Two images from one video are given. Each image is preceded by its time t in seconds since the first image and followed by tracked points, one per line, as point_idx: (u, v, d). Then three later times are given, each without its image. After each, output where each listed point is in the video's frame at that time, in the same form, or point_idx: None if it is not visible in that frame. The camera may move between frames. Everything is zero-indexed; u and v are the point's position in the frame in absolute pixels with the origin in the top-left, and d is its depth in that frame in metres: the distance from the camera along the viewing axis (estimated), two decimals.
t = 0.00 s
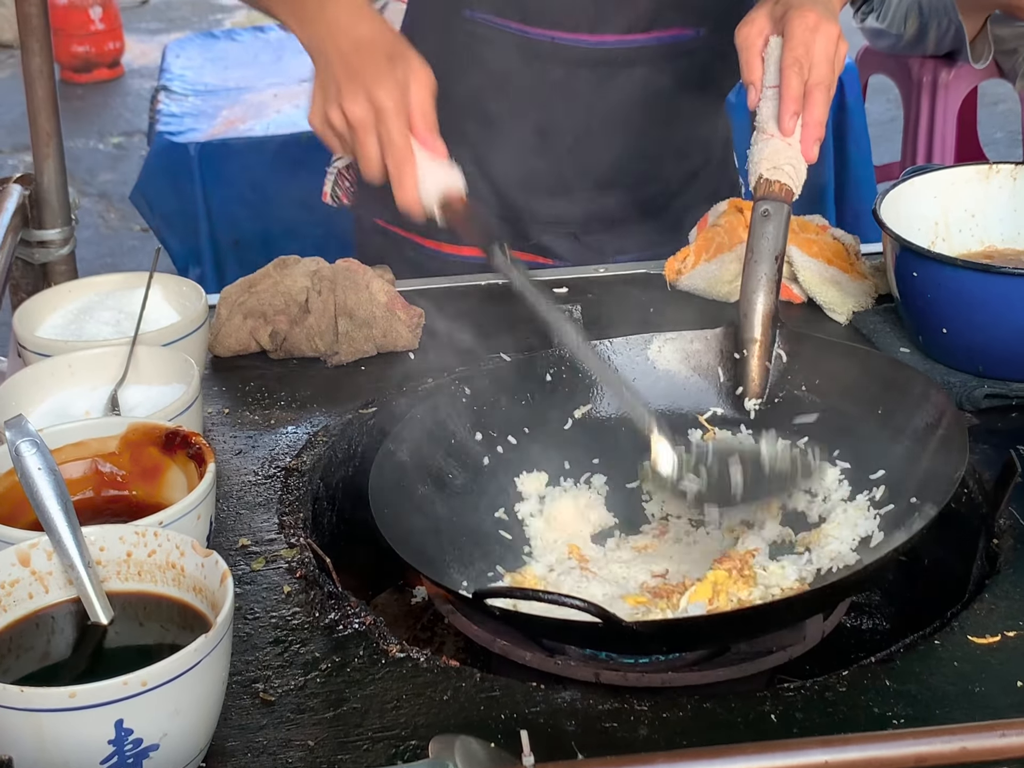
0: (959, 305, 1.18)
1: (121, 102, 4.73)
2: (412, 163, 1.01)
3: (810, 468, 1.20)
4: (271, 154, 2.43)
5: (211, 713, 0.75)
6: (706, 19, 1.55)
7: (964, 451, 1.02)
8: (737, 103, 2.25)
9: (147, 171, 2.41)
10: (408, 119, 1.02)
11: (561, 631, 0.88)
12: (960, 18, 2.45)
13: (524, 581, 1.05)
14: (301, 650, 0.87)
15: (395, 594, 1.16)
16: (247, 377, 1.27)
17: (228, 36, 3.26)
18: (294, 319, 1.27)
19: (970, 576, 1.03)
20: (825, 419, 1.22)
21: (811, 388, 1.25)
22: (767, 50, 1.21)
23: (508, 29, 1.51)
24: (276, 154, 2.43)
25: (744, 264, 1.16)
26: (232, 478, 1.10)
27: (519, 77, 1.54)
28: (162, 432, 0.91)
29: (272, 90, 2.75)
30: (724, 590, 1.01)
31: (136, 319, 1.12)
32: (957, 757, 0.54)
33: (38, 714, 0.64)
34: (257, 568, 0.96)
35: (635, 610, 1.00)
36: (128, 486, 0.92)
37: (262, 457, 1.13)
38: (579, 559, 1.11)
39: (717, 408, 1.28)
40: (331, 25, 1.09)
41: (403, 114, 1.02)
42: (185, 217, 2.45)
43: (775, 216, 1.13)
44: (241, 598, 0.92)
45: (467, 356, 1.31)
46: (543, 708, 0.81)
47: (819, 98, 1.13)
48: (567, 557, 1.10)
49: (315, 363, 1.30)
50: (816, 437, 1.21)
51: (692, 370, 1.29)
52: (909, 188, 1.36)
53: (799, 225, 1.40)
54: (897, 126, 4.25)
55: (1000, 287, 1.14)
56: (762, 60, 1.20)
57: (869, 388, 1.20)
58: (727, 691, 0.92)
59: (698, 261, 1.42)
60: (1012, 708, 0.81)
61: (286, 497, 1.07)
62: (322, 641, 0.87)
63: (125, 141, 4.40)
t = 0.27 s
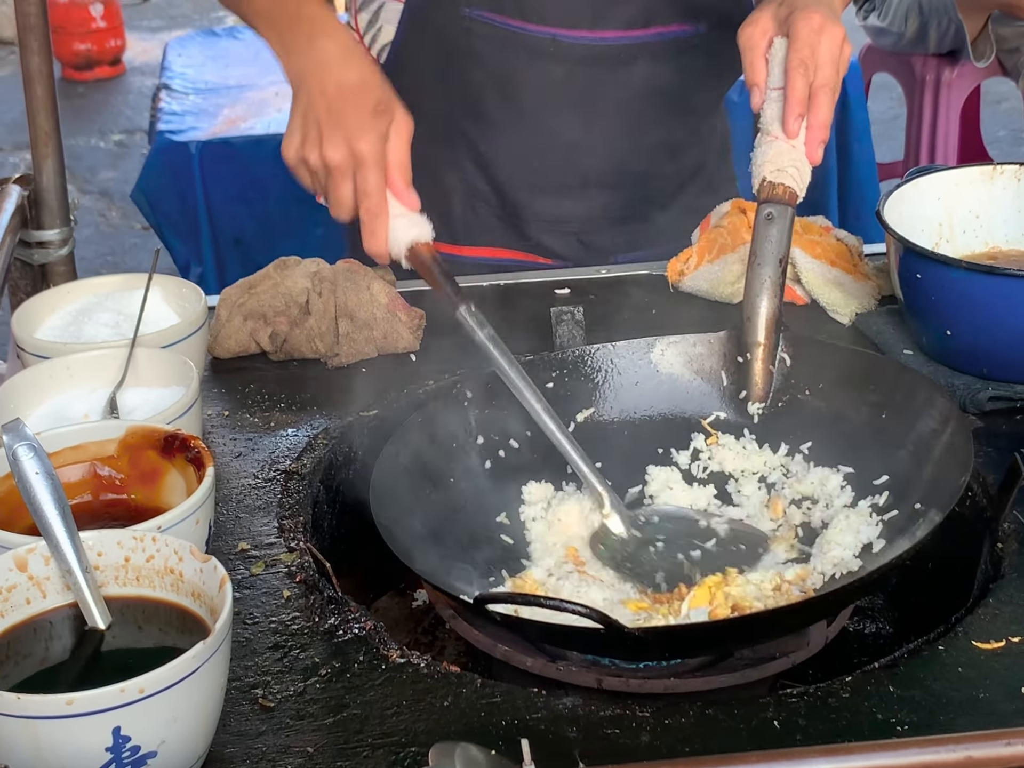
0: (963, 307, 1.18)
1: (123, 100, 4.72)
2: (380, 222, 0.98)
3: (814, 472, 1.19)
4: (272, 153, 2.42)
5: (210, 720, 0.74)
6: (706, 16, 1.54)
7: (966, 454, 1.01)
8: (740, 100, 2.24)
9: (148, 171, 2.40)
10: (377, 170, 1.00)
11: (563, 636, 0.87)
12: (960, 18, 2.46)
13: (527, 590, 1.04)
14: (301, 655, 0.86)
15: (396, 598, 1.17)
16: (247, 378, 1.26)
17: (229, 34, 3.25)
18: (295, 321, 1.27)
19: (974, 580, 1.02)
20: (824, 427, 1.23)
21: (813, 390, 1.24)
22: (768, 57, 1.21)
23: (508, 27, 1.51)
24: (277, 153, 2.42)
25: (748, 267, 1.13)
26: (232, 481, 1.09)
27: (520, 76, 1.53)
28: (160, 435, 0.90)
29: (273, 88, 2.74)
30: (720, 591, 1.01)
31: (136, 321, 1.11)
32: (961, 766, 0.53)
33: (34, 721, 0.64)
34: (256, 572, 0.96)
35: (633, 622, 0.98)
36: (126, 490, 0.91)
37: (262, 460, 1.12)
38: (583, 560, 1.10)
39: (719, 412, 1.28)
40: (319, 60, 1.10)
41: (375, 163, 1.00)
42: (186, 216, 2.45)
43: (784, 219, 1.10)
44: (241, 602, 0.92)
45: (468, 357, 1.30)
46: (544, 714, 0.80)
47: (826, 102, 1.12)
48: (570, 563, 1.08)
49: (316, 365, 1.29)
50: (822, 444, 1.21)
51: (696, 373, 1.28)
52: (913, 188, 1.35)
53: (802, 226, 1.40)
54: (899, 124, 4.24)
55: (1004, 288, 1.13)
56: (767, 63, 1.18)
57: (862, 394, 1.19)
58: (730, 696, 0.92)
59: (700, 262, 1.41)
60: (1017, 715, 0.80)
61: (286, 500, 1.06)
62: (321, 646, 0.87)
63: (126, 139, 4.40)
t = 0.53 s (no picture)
0: (967, 303, 1.17)
1: (124, 96, 4.71)
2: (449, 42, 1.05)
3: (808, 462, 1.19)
4: (273, 149, 2.42)
5: (209, 716, 0.74)
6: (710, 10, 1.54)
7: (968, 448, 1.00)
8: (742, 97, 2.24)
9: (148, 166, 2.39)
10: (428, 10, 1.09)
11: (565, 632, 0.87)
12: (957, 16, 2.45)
13: (540, 586, 1.02)
14: (301, 651, 0.85)
15: (397, 594, 1.18)
16: (247, 374, 1.26)
17: (231, 30, 3.25)
18: (295, 316, 1.26)
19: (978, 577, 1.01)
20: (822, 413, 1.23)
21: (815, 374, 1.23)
22: None
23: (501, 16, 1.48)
24: (279, 149, 2.42)
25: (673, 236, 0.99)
26: (232, 476, 1.08)
27: (520, 71, 1.52)
28: (160, 431, 0.90)
29: (274, 84, 2.74)
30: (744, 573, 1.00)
31: (135, 316, 1.11)
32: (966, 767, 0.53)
33: (31, 718, 0.63)
34: (256, 568, 0.95)
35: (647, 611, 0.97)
36: (126, 485, 0.91)
37: (261, 455, 1.12)
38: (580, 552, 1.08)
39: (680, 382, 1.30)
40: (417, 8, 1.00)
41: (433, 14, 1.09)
42: (187, 212, 2.44)
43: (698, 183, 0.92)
44: (240, 598, 0.91)
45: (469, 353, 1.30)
46: (546, 712, 0.79)
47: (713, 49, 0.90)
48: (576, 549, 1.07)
49: (316, 360, 1.29)
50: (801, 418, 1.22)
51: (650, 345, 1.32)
52: (916, 183, 1.34)
53: (805, 222, 1.40)
54: (902, 121, 4.22)
55: (1010, 284, 1.13)
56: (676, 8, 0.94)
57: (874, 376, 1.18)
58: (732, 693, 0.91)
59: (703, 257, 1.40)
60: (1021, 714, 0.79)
61: (286, 496, 1.06)
62: (321, 642, 0.86)
63: (128, 135, 4.39)
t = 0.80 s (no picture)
0: (972, 303, 1.16)
1: (127, 93, 4.71)
2: None
3: (805, 463, 1.19)
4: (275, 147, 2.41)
5: (212, 718, 0.74)
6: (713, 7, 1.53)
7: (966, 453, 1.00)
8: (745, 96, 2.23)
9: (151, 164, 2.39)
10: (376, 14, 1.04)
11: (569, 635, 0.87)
12: (961, 13, 2.44)
13: (543, 589, 1.03)
14: (304, 652, 0.85)
15: (400, 594, 1.18)
16: (250, 373, 1.26)
17: (233, 27, 3.24)
18: (298, 315, 1.26)
19: (982, 578, 1.01)
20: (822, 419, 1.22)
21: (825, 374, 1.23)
22: None
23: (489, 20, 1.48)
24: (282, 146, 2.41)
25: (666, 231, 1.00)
26: (234, 476, 1.08)
27: (522, 69, 1.52)
28: (163, 430, 0.90)
29: (277, 82, 2.73)
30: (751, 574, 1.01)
31: (138, 315, 1.10)
32: None
33: (34, 720, 0.63)
34: (259, 568, 0.95)
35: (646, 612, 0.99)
36: (128, 485, 0.90)
37: (264, 455, 1.11)
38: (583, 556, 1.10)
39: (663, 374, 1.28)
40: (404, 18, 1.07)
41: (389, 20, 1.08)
42: (190, 210, 2.44)
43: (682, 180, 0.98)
44: (243, 599, 0.91)
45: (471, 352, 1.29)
46: (549, 713, 0.79)
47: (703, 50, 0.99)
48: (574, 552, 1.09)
49: (319, 360, 1.28)
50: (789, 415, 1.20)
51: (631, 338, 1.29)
52: (921, 183, 1.33)
53: (810, 221, 1.39)
54: (906, 119, 4.21)
55: (1015, 284, 1.12)
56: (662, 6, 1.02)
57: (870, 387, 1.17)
58: (736, 694, 0.91)
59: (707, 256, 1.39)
60: None
61: (288, 496, 1.06)
62: (324, 643, 0.86)
63: (131, 132, 4.39)
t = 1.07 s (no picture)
0: (978, 303, 1.16)
1: (130, 91, 4.71)
2: (402, 99, 1.02)
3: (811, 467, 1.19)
4: (279, 146, 2.41)
5: (216, 719, 0.73)
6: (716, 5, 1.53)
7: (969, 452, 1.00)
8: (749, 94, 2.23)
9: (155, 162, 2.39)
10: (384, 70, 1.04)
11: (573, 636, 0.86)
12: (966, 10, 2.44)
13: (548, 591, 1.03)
14: (308, 653, 0.85)
15: (404, 594, 1.18)
16: (254, 372, 1.26)
17: (237, 25, 3.24)
18: (302, 314, 1.26)
19: (988, 579, 1.01)
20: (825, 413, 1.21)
21: (837, 374, 1.22)
22: None
23: (487, 25, 1.49)
24: (285, 145, 2.41)
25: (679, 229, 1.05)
26: (238, 475, 1.08)
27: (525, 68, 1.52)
28: (167, 430, 0.90)
29: (280, 80, 2.73)
30: (761, 575, 1.02)
31: (142, 313, 1.10)
32: None
33: (38, 720, 0.63)
34: (263, 568, 0.95)
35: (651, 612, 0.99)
36: (132, 485, 0.90)
37: (268, 454, 1.11)
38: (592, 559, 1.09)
39: (667, 375, 1.27)
40: None
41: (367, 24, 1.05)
42: (194, 209, 2.44)
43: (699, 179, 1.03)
44: (246, 598, 0.91)
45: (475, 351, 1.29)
46: (553, 714, 0.79)
47: (723, 46, 1.05)
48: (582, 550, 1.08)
49: (323, 359, 1.28)
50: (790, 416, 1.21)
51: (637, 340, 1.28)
52: (927, 183, 1.33)
53: (815, 220, 1.39)
54: (910, 117, 4.21)
55: (1021, 284, 1.12)
56: (679, 8, 1.09)
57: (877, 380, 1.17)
58: (740, 696, 0.91)
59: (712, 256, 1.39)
60: None
61: (292, 495, 1.06)
62: (328, 643, 0.86)
63: (134, 130, 4.39)
